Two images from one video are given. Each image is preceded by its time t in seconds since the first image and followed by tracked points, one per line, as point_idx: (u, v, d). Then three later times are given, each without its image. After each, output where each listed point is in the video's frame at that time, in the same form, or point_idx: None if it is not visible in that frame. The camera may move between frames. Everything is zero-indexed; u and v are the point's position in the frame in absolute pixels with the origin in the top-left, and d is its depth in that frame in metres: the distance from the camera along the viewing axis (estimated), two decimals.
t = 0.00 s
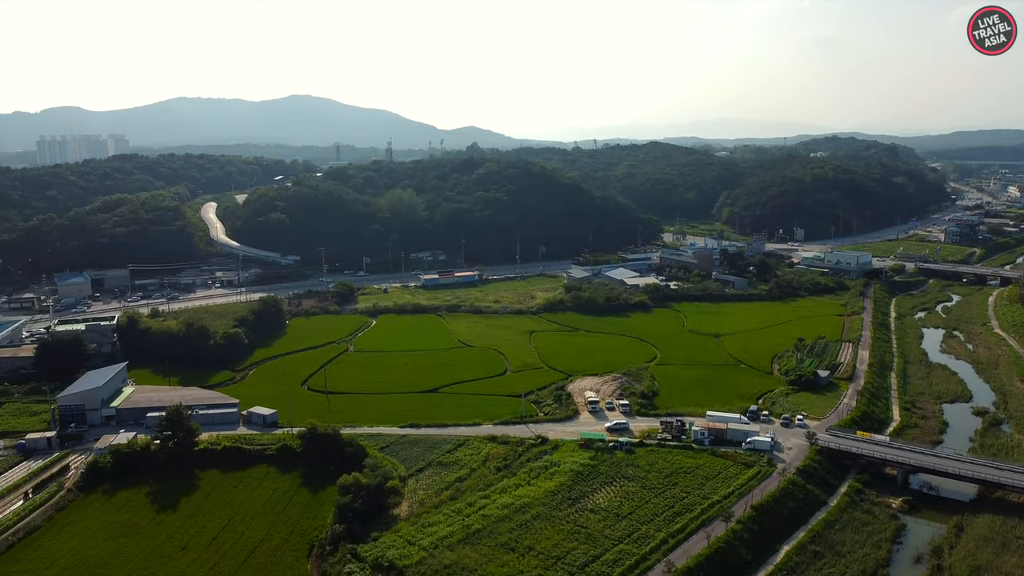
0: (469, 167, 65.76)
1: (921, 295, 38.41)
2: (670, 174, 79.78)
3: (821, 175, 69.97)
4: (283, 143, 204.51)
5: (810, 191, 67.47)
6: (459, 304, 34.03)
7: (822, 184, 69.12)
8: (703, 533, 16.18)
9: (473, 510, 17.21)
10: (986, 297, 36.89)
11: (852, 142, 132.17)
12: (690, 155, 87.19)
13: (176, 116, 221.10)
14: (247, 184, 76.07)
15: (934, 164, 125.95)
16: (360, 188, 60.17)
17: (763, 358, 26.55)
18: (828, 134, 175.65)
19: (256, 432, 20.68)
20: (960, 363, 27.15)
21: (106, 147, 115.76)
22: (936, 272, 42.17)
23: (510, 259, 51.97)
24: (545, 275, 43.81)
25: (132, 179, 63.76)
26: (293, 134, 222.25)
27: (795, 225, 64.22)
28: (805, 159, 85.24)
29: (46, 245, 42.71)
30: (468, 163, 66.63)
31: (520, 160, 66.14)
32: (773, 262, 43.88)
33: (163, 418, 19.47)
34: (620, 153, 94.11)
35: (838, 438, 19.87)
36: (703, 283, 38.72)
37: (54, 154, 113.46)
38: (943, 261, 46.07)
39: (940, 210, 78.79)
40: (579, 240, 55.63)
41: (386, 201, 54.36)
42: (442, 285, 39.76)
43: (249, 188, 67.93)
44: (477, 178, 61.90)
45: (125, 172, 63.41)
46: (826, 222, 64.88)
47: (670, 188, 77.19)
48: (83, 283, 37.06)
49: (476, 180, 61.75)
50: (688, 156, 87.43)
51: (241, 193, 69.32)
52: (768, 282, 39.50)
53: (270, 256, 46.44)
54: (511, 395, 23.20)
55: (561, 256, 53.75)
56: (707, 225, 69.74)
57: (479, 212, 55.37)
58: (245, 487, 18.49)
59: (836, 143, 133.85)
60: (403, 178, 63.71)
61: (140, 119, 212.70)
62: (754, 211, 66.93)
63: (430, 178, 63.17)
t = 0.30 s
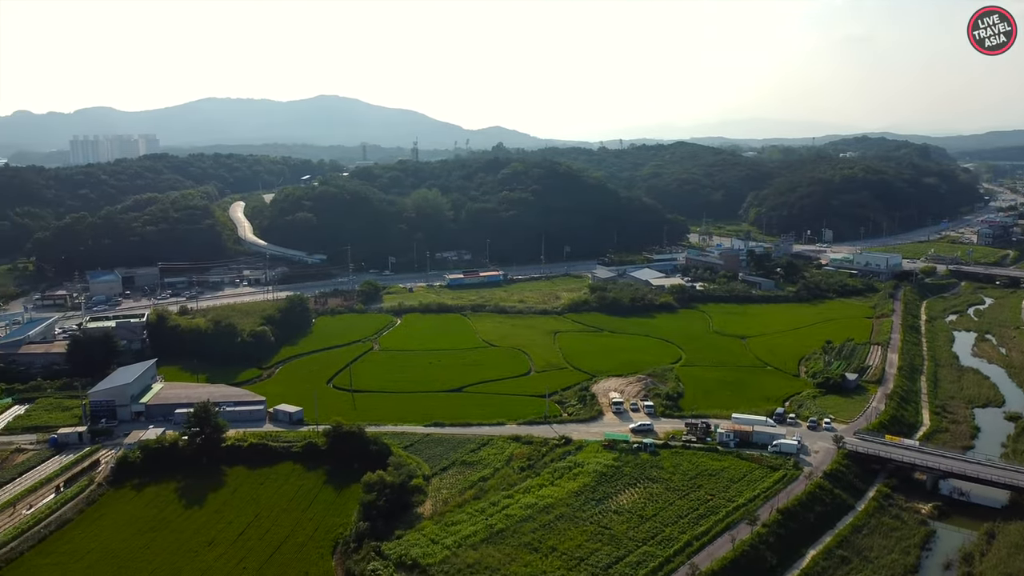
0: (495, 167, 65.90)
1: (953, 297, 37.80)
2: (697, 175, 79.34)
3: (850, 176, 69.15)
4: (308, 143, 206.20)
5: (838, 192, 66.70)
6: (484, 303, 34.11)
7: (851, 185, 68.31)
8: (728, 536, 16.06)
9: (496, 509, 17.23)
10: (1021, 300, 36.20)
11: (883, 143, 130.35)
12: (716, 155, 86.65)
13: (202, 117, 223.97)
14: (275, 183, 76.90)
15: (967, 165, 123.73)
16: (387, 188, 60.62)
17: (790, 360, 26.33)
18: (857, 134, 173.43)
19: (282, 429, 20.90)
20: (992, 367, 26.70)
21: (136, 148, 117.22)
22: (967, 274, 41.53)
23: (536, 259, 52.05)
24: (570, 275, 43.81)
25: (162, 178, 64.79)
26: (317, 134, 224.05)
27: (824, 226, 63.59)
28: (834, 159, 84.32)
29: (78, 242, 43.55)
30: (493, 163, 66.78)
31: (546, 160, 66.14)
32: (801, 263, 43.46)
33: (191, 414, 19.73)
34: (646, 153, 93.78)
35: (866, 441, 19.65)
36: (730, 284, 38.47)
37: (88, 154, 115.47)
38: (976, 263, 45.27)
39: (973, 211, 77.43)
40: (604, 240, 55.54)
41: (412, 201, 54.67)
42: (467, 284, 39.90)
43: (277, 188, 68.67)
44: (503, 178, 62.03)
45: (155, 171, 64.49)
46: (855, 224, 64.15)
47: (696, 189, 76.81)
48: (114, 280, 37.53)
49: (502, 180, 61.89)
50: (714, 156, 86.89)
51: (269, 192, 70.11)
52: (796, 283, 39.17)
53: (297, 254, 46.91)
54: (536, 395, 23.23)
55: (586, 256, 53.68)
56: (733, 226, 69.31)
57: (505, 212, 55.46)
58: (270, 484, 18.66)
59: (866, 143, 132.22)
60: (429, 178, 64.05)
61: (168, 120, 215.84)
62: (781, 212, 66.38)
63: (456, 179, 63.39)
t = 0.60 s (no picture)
0: (521, 166, 65.89)
1: (987, 300, 37.11)
2: (724, 175, 78.75)
3: (880, 177, 68.17)
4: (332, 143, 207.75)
5: (868, 193, 65.79)
6: (509, 303, 34.15)
7: (881, 185, 67.36)
8: (753, 539, 15.93)
9: (519, 509, 17.24)
10: None
11: (915, 143, 128.41)
12: (743, 155, 85.92)
13: (228, 117, 226.73)
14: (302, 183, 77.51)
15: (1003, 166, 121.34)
16: (412, 188, 60.93)
17: (817, 362, 26.06)
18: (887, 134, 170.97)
19: (308, 427, 21.07)
20: None
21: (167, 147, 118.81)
22: (1000, 277, 40.79)
23: (561, 259, 52.05)
24: (595, 275, 43.72)
25: (192, 178, 65.75)
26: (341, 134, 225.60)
27: (853, 227, 62.87)
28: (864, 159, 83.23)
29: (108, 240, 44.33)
30: (519, 163, 66.82)
31: (571, 160, 66.03)
32: (830, 265, 42.97)
33: (219, 411, 19.96)
34: (672, 153, 93.32)
35: (895, 446, 19.40)
36: (757, 285, 38.16)
37: (121, 154, 117.46)
38: (1011, 265, 44.40)
39: (1007, 213, 75.98)
40: (630, 240, 55.44)
41: (438, 201, 54.95)
42: (492, 284, 39.97)
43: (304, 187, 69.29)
44: (529, 178, 62.01)
45: (186, 170, 65.49)
46: (885, 225, 63.32)
47: (723, 189, 76.32)
48: (144, 278, 38.03)
49: (528, 179, 61.89)
50: (741, 156, 86.17)
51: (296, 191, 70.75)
52: (825, 285, 38.76)
53: (323, 253, 47.32)
54: (560, 395, 23.21)
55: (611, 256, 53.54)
56: (760, 226, 68.76)
57: (530, 211, 55.45)
58: (295, 481, 18.81)
59: (898, 143, 130.37)
60: (455, 178, 64.29)
61: (195, 120, 218.79)
62: (810, 212, 65.70)
63: (481, 179, 63.56)
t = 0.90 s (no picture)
0: (546, 166, 65.82)
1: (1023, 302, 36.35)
2: (751, 175, 78.13)
3: (910, 178, 67.16)
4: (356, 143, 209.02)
5: (899, 194, 64.86)
6: (534, 304, 34.16)
7: (912, 186, 66.37)
8: (779, 543, 15.77)
9: (543, 510, 17.22)
10: None
11: (949, 143, 126.21)
12: (771, 155, 85.10)
13: (254, 117, 229.27)
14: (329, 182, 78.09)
15: None
16: (438, 188, 61.17)
17: (846, 365, 25.79)
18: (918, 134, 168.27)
19: (333, 425, 21.22)
20: None
21: (197, 147, 120.32)
22: None
23: (586, 259, 52.01)
24: (620, 275, 43.60)
25: (220, 177, 66.68)
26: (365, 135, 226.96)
27: (882, 228, 62.10)
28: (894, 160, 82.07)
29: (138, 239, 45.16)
30: (544, 163, 66.78)
31: (597, 159, 65.89)
32: (859, 266, 42.44)
33: (246, 408, 20.17)
34: (699, 153, 92.79)
35: (924, 450, 19.13)
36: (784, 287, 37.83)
37: (151, 154, 119.41)
38: None
39: None
40: (656, 241, 55.36)
41: (464, 200, 55.18)
42: (516, 284, 40.02)
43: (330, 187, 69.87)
44: (555, 177, 61.94)
45: (214, 169, 66.43)
46: (915, 226, 62.42)
47: (751, 189, 75.80)
48: (174, 276, 38.38)
49: (554, 179, 61.81)
50: (769, 156, 85.40)
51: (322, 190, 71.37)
52: (854, 287, 38.31)
53: (349, 252, 47.70)
54: (585, 396, 23.18)
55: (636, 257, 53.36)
56: (788, 227, 68.23)
57: (555, 211, 55.45)
58: (320, 478, 18.95)
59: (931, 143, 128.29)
60: (481, 178, 64.50)
61: (222, 121, 221.62)
62: (838, 213, 65.00)
63: (507, 179, 63.69)
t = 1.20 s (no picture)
0: (572, 166, 65.67)
1: None
2: (779, 175, 77.41)
3: (941, 178, 66.11)
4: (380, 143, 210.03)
5: (929, 195, 63.87)
6: (558, 304, 34.15)
7: (943, 187, 65.33)
8: (805, 547, 15.62)
9: (567, 510, 17.20)
10: None
11: (984, 143, 124.02)
12: (799, 155, 84.24)
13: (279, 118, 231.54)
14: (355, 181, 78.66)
15: None
16: (464, 187, 61.34)
17: (875, 368, 25.48)
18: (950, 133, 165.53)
19: (358, 423, 21.36)
20: None
21: (227, 147, 121.59)
22: None
23: (611, 259, 51.84)
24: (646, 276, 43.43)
25: (249, 176, 67.47)
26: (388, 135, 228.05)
27: (913, 229, 61.19)
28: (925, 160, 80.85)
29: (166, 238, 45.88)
30: (569, 163, 66.69)
31: (623, 159, 65.70)
32: (889, 268, 41.88)
33: (272, 405, 20.36)
34: (726, 153, 92.19)
35: (955, 455, 18.83)
36: (813, 288, 37.47)
37: (183, 153, 121.16)
38: None
39: None
40: (682, 241, 55.03)
41: (489, 200, 55.28)
42: (541, 284, 40.03)
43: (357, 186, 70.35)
44: (580, 177, 61.83)
45: (242, 169, 67.24)
46: (947, 227, 61.41)
47: (778, 189, 75.05)
48: (202, 275, 39.09)
49: (579, 179, 61.70)
50: (797, 156, 84.57)
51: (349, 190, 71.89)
52: (883, 289, 37.81)
53: (374, 251, 48.01)
54: (609, 396, 23.13)
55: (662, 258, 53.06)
56: (817, 228, 67.56)
57: (580, 211, 55.38)
58: (344, 476, 19.07)
59: (964, 143, 126.21)
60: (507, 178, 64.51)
61: (248, 121, 224.19)
62: (867, 214, 64.17)
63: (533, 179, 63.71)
